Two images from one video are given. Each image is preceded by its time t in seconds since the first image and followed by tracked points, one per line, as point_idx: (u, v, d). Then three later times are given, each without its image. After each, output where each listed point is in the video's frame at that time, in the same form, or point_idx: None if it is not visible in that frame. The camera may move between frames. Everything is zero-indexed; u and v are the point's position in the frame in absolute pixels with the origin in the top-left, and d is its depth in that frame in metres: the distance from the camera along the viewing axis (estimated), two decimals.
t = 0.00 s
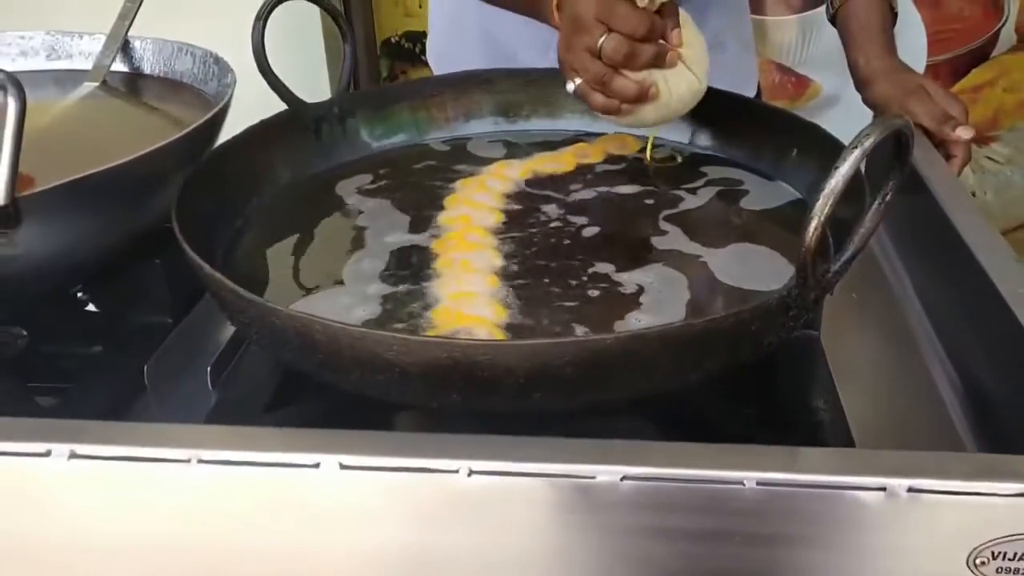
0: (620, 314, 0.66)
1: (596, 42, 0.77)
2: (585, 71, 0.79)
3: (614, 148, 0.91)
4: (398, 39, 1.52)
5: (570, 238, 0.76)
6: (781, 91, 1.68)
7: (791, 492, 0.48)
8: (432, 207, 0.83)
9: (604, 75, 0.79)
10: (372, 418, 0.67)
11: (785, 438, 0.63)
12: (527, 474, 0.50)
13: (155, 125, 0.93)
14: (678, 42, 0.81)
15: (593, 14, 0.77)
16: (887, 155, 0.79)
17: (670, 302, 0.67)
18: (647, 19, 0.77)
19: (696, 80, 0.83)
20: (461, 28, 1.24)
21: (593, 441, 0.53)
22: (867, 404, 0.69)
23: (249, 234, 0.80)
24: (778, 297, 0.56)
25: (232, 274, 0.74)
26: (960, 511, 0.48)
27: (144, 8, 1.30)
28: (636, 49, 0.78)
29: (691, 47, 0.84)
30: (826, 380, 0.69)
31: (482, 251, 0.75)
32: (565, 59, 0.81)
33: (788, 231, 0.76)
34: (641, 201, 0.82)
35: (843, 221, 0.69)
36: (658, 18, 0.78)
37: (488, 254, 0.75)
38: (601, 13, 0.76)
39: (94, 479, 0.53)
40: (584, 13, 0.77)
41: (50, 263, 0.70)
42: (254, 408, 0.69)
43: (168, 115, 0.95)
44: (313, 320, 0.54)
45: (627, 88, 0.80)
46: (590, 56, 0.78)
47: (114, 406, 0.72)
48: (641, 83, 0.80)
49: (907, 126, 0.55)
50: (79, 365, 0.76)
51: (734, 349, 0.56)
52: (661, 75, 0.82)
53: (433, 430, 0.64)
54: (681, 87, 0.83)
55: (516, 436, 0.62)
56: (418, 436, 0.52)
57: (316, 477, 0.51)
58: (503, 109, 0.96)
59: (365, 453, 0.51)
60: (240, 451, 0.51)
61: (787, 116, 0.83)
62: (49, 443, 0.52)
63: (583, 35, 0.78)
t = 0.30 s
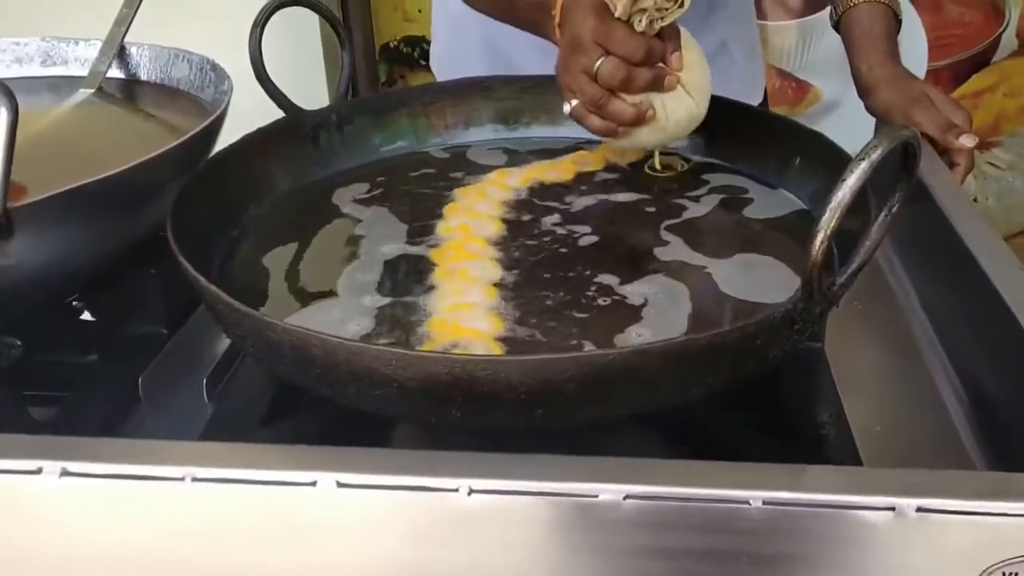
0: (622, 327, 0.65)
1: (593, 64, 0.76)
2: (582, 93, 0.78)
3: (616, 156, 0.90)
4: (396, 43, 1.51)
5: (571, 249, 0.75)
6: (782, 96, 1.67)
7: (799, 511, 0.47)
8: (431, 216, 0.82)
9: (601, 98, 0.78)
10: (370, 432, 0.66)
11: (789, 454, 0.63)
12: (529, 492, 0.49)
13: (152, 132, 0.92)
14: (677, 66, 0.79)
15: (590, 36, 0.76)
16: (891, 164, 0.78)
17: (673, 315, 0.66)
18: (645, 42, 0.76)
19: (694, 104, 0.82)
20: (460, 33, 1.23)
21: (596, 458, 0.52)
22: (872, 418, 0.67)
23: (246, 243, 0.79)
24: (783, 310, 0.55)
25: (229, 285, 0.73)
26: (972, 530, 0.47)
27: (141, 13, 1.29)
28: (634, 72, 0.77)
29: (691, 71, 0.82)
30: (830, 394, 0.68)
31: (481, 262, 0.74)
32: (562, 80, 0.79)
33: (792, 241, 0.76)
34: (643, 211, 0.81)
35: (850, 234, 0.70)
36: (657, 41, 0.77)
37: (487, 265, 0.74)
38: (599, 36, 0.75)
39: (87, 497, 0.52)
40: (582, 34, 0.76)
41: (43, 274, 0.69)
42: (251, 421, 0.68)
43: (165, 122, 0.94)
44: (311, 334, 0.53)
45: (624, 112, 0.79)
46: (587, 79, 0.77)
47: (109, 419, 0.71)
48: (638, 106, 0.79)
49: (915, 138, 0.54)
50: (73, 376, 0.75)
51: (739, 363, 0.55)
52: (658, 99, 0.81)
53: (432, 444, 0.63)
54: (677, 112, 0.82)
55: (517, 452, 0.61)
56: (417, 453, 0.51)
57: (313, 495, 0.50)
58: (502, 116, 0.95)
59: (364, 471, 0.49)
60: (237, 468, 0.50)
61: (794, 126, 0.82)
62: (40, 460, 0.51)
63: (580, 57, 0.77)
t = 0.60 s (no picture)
0: (627, 341, 0.63)
1: (592, 81, 0.71)
2: (581, 109, 0.74)
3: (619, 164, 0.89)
4: (395, 47, 1.49)
5: (574, 259, 0.74)
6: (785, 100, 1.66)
7: (812, 534, 0.46)
8: (432, 225, 0.81)
9: (602, 114, 0.74)
10: (368, 448, 0.65)
11: (796, 470, 0.61)
12: (533, 514, 0.47)
13: (147, 139, 0.91)
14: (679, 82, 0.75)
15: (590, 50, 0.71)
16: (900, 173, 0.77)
17: (678, 328, 0.65)
18: (646, 58, 0.71)
19: (695, 120, 0.81)
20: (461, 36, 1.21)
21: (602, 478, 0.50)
22: (881, 432, 0.66)
23: (243, 253, 0.77)
24: (793, 325, 0.54)
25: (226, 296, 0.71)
26: (989, 554, 0.46)
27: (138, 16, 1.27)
28: (635, 89, 0.73)
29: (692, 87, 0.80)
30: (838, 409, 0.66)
31: (482, 272, 0.73)
32: (560, 95, 0.75)
33: (798, 251, 0.75)
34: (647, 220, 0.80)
35: (862, 247, 0.67)
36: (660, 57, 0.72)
37: (488, 276, 0.72)
38: (599, 51, 0.70)
39: (78, 518, 0.50)
40: (581, 49, 0.71)
41: (36, 285, 0.67)
42: (247, 436, 0.67)
43: (161, 128, 0.93)
44: (308, 350, 0.52)
45: (625, 128, 0.75)
46: (587, 95, 0.73)
47: (102, 434, 0.69)
48: (638, 123, 0.76)
49: (930, 149, 0.53)
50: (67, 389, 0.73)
51: (748, 379, 0.54)
52: (658, 114, 0.78)
53: (431, 462, 0.62)
54: (677, 127, 0.80)
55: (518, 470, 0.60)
56: (418, 473, 0.50)
57: (311, 517, 0.49)
58: (504, 122, 0.94)
59: (363, 492, 0.48)
60: (231, 489, 0.49)
61: (802, 135, 0.81)
62: (30, 480, 0.50)
63: (579, 72, 0.72)
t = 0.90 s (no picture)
0: (639, 358, 0.62)
1: (570, 91, 0.67)
2: (559, 120, 0.70)
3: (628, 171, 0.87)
4: (396, 49, 1.48)
5: (582, 271, 0.72)
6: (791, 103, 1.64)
7: (835, 562, 0.44)
8: (437, 234, 0.79)
9: (578, 127, 0.69)
10: (372, 466, 0.63)
11: (814, 489, 0.59)
12: (546, 541, 0.46)
13: (147, 146, 0.89)
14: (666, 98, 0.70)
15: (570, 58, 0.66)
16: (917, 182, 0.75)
17: (691, 343, 0.63)
18: (626, 71, 0.65)
19: (680, 139, 0.76)
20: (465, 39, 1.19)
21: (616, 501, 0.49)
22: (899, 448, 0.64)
23: (244, 263, 0.76)
24: (813, 342, 0.52)
25: (228, 309, 0.70)
26: None
27: (137, 19, 1.25)
28: (615, 102, 0.67)
29: (679, 103, 0.75)
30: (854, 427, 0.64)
31: (489, 284, 0.71)
32: (539, 103, 0.71)
33: (812, 262, 0.73)
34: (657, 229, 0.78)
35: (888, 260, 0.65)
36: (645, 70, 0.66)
37: (495, 289, 0.71)
38: (578, 60, 0.65)
39: (73, 544, 0.48)
40: (561, 57, 0.66)
41: (32, 299, 0.65)
42: (247, 454, 0.65)
43: (160, 134, 0.91)
44: (312, 369, 0.50)
45: (602, 143, 0.71)
46: (565, 105, 0.68)
47: (100, 451, 0.67)
48: (618, 137, 0.71)
49: (955, 160, 0.52)
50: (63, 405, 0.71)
51: (766, 398, 0.52)
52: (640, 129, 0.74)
53: (437, 481, 0.60)
54: (660, 144, 0.76)
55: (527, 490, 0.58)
56: (425, 497, 0.48)
57: (315, 543, 0.47)
58: (510, 128, 0.92)
59: (369, 518, 0.46)
60: (232, 515, 0.47)
61: (817, 143, 0.80)
62: (23, 505, 0.48)
63: (557, 80, 0.68)
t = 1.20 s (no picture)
0: (652, 378, 0.60)
1: (592, 92, 0.64)
2: (580, 122, 0.67)
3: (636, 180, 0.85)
4: (397, 52, 1.43)
5: (592, 285, 0.70)
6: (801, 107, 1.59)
7: None
8: (441, 245, 0.77)
9: (602, 129, 0.67)
10: (377, 486, 0.61)
11: (835, 514, 0.57)
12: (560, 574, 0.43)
13: (143, 152, 0.87)
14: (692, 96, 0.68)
15: (592, 58, 0.64)
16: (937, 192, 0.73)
17: (706, 362, 0.61)
18: (653, 68, 0.63)
19: (707, 138, 0.74)
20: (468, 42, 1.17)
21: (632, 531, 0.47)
22: (923, 469, 0.61)
23: (245, 274, 0.74)
24: (837, 363, 0.50)
25: (227, 323, 0.68)
26: None
27: (134, 22, 1.23)
28: (641, 102, 0.65)
29: (704, 99, 0.73)
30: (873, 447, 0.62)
31: (496, 298, 0.69)
32: (558, 105, 0.68)
33: (829, 275, 0.71)
34: (668, 241, 0.76)
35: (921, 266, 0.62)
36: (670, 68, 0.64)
37: (502, 302, 0.69)
38: (601, 60, 0.63)
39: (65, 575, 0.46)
40: (583, 57, 0.64)
41: (25, 313, 0.63)
42: (247, 473, 0.63)
43: (157, 141, 0.89)
44: (313, 391, 0.48)
45: (628, 144, 0.69)
46: (587, 106, 0.66)
47: (94, 470, 0.65)
48: (643, 138, 0.69)
49: (985, 171, 0.50)
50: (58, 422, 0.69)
51: (789, 420, 0.50)
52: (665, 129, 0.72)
53: (444, 504, 0.58)
54: (686, 144, 0.74)
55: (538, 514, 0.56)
56: (433, 527, 0.46)
57: None
58: (515, 135, 0.90)
59: (375, 549, 0.44)
60: (231, 545, 0.45)
61: (832, 152, 0.77)
62: (12, 535, 0.46)
63: (578, 81, 0.65)
